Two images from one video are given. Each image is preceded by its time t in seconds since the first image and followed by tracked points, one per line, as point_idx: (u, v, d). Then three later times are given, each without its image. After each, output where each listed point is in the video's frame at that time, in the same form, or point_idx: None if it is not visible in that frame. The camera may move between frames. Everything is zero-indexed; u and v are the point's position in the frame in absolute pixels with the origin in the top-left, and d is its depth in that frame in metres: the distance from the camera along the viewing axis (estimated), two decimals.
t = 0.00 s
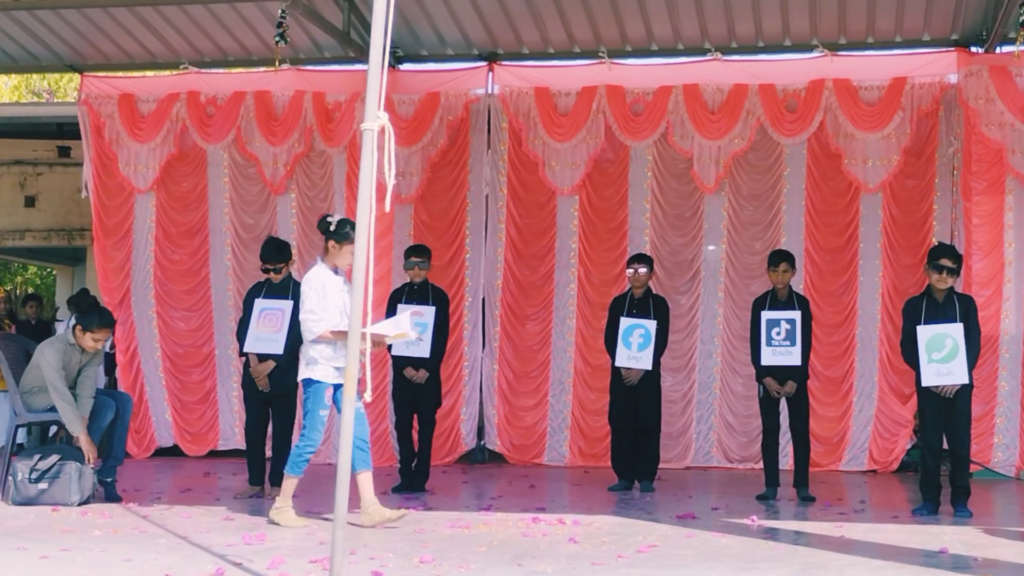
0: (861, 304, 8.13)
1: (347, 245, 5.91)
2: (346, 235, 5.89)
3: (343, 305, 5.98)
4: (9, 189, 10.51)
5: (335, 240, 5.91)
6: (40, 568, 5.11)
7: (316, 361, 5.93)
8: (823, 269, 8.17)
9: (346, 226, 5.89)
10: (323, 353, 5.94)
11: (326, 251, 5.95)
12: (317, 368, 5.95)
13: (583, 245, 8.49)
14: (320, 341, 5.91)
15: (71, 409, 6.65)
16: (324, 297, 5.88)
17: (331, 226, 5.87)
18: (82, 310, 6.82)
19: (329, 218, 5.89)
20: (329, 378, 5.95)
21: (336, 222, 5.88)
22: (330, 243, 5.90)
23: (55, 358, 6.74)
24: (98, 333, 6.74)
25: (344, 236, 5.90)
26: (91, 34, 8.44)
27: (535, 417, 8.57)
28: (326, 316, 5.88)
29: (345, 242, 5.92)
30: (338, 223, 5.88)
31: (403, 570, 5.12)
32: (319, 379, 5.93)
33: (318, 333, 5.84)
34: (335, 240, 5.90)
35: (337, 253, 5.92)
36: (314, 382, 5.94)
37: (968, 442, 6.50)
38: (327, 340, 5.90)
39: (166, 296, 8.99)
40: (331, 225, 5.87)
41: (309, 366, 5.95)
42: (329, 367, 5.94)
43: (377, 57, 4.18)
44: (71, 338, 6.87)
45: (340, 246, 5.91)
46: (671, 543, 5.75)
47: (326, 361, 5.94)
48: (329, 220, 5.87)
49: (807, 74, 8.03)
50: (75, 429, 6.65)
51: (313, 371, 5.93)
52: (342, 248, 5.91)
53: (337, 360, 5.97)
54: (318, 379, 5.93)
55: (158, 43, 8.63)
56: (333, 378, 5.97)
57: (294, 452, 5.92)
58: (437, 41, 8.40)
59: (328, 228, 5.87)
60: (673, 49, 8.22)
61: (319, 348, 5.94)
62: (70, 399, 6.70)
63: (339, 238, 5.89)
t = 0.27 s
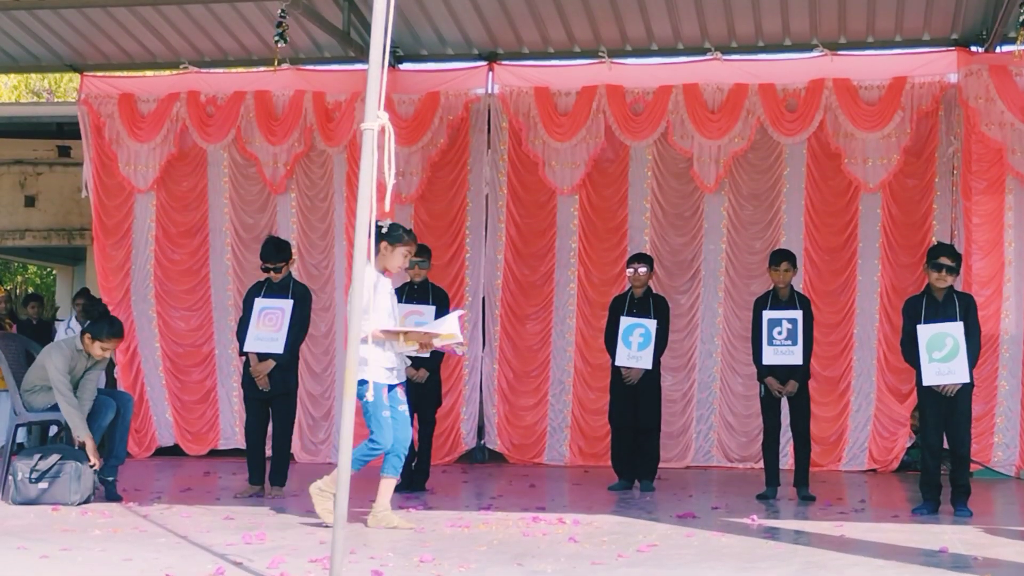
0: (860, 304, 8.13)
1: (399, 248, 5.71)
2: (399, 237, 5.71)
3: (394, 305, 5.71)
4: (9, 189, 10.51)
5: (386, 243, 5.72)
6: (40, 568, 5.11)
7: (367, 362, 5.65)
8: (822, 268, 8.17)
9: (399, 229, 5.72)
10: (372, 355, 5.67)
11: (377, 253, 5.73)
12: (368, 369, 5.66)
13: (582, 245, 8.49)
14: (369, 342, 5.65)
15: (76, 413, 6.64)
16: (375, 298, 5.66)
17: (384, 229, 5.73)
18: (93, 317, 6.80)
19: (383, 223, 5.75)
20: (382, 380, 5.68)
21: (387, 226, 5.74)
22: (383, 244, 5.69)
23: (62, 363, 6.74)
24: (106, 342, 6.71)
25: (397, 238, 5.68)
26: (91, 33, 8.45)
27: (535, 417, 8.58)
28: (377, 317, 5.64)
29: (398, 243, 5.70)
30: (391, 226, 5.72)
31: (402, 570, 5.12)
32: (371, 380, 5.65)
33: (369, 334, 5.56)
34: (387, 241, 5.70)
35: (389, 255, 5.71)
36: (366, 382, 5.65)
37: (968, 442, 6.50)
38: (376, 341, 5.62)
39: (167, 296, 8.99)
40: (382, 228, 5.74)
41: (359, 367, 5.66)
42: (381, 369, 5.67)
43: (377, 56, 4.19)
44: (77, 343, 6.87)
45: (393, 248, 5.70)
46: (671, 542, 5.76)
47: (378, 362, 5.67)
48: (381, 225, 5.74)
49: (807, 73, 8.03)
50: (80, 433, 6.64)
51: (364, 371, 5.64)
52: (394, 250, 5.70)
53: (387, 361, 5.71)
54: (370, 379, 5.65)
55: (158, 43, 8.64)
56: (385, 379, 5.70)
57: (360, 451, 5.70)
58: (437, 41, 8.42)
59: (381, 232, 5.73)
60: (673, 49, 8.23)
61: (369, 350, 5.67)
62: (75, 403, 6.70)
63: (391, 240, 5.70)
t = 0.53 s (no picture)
0: (860, 301, 8.14)
1: (441, 242, 5.76)
2: (439, 230, 5.75)
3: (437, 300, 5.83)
4: (9, 187, 10.51)
5: (427, 237, 5.76)
6: (41, 565, 5.11)
7: (414, 357, 5.70)
8: (823, 265, 8.17)
9: (441, 222, 5.76)
10: (419, 349, 5.71)
11: (418, 247, 5.80)
12: (414, 364, 5.70)
13: (583, 243, 8.50)
14: (415, 337, 5.72)
15: (85, 409, 6.61)
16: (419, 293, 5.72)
17: (424, 222, 5.74)
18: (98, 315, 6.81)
19: (421, 214, 5.77)
20: (431, 373, 5.72)
21: (427, 218, 5.76)
22: (423, 239, 5.74)
23: (68, 359, 6.72)
24: (109, 339, 6.74)
25: (437, 232, 5.73)
26: (90, 31, 8.44)
27: (535, 414, 8.58)
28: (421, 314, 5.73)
29: (439, 238, 5.75)
30: (432, 219, 5.75)
31: (404, 566, 5.13)
32: (421, 373, 5.70)
33: (413, 330, 5.68)
34: (428, 236, 5.74)
35: (430, 250, 5.77)
36: (418, 376, 5.69)
37: (969, 438, 6.51)
38: (422, 338, 5.71)
39: (168, 293, 8.99)
40: (422, 221, 5.74)
41: (406, 362, 5.72)
42: (429, 362, 5.72)
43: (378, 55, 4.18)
44: (82, 339, 6.86)
45: (434, 243, 5.76)
46: (672, 538, 5.76)
47: (425, 356, 5.72)
48: (420, 217, 5.75)
49: (808, 70, 8.03)
50: (89, 429, 6.60)
51: (412, 367, 5.69)
52: (435, 245, 5.76)
53: (434, 354, 5.76)
54: (420, 372, 5.70)
55: (158, 40, 8.64)
56: (434, 371, 5.74)
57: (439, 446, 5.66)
58: (438, 39, 8.42)
59: (421, 225, 5.75)
60: (672, 47, 8.23)
61: (414, 344, 5.72)
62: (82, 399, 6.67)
63: (432, 235, 5.74)
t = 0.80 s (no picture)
0: (862, 303, 8.15)
1: (488, 248, 5.82)
2: (486, 237, 5.80)
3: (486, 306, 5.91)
4: (10, 189, 10.52)
5: (474, 244, 5.81)
6: (42, 566, 5.12)
7: (468, 364, 5.80)
8: (824, 267, 8.18)
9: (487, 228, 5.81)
10: (472, 355, 5.81)
11: (466, 254, 5.85)
12: (467, 370, 5.81)
13: (583, 245, 8.51)
14: (467, 345, 5.80)
15: (67, 406, 6.65)
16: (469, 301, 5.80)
17: (470, 229, 5.78)
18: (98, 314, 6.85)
19: (467, 220, 5.80)
20: (484, 379, 5.82)
21: (473, 224, 5.79)
22: (470, 247, 5.80)
23: (61, 357, 6.77)
24: (107, 337, 6.78)
25: (484, 239, 5.79)
26: (92, 34, 8.46)
27: (535, 416, 8.59)
28: (472, 321, 5.80)
29: (485, 245, 5.82)
30: (479, 225, 5.80)
31: (403, 568, 5.14)
32: (475, 379, 5.80)
33: (465, 338, 5.77)
34: (475, 243, 5.80)
35: (478, 256, 5.83)
36: (472, 382, 5.80)
37: (969, 440, 6.52)
38: (474, 345, 5.80)
39: (168, 295, 9.00)
40: (468, 228, 5.78)
41: (459, 368, 5.83)
42: (481, 368, 5.82)
43: (378, 57, 4.20)
44: (79, 339, 6.89)
45: (481, 249, 5.82)
46: (671, 540, 5.77)
47: (479, 362, 5.82)
48: (465, 224, 5.78)
49: (808, 73, 8.03)
50: (71, 424, 6.64)
51: (465, 373, 5.80)
52: (483, 251, 5.82)
53: (486, 360, 5.86)
54: (474, 379, 5.80)
55: (158, 42, 8.65)
56: (486, 377, 5.85)
57: (482, 454, 5.79)
58: (438, 41, 8.43)
59: (467, 231, 5.79)
60: (673, 48, 8.28)
61: (467, 350, 5.82)
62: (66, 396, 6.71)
63: (479, 241, 5.80)
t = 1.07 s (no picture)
0: (857, 302, 8.14)
1: (532, 242, 5.81)
2: (530, 231, 5.80)
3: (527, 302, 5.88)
4: (4, 188, 10.49)
5: (518, 238, 5.81)
6: (35, 567, 5.10)
7: (509, 360, 5.77)
8: (819, 267, 8.18)
9: (531, 223, 5.82)
10: (513, 353, 5.78)
11: (509, 248, 5.84)
12: (507, 367, 5.78)
13: (578, 245, 8.49)
14: (509, 340, 5.77)
15: (38, 400, 6.64)
16: (512, 296, 5.77)
17: (515, 223, 5.79)
18: (92, 310, 6.88)
19: (511, 215, 5.82)
20: (521, 376, 5.80)
21: (517, 219, 5.81)
22: (514, 241, 5.80)
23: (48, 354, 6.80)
24: (100, 332, 6.80)
25: (528, 233, 5.80)
26: (86, 33, 8.43)
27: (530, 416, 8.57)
28: (515, 316, 5.76)
29: (530, 240, 5.82)
30: (523, 220, 5.81)
31: (398, 569, 5.12)
32: (513, 377, 5.78)
33: (509, 333, 5.72)
34: (520, 237, 5.81)
35: (522, 250, 5.82)
36: (510, 380, 5.78)
37: (964, 441, 6.51)
38: (516, 340, 5.76)
39: (163, 294, 8.98)
40: (512, 223, 5.79)
41: (499, 365, 5.81)
42: (521, 365, 5.80)
43: (373, 56, 4.18)
44: (69, 336, 6.92)
45: (525, 243, 5.81)
46: (665, 541, 5.76)
47: (518, 359, 5.79)
48: (509, 218, 5.79)
49: (804, 73, 8.04)
50: (41, 417, 6.63)
51: (505, 370, 5.77)
52: (526, 246, 5.82)
53: (526, 357, 5.83)
54: (514, 376, 5.78)
55: (153, 41, 8.63)
56: (525, 374, 5.83)
57: (487, 454, 5.77)
58: (433, 40, 8.41)
59: (511, 226, 5.80)
60: (669, 48, 8.27)
61: (507, 347, 5.79)
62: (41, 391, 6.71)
63: (523, 236, 5.80)
